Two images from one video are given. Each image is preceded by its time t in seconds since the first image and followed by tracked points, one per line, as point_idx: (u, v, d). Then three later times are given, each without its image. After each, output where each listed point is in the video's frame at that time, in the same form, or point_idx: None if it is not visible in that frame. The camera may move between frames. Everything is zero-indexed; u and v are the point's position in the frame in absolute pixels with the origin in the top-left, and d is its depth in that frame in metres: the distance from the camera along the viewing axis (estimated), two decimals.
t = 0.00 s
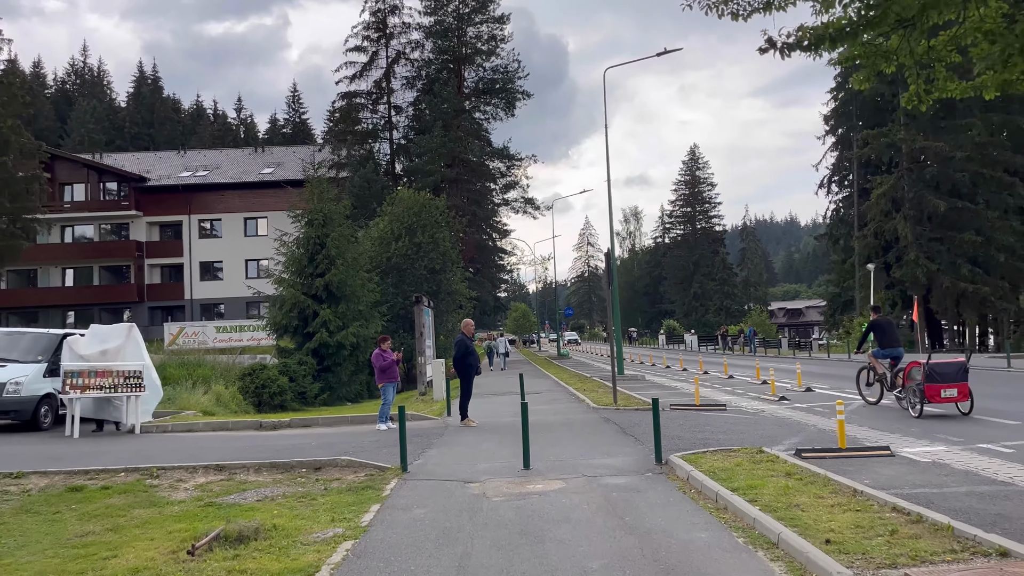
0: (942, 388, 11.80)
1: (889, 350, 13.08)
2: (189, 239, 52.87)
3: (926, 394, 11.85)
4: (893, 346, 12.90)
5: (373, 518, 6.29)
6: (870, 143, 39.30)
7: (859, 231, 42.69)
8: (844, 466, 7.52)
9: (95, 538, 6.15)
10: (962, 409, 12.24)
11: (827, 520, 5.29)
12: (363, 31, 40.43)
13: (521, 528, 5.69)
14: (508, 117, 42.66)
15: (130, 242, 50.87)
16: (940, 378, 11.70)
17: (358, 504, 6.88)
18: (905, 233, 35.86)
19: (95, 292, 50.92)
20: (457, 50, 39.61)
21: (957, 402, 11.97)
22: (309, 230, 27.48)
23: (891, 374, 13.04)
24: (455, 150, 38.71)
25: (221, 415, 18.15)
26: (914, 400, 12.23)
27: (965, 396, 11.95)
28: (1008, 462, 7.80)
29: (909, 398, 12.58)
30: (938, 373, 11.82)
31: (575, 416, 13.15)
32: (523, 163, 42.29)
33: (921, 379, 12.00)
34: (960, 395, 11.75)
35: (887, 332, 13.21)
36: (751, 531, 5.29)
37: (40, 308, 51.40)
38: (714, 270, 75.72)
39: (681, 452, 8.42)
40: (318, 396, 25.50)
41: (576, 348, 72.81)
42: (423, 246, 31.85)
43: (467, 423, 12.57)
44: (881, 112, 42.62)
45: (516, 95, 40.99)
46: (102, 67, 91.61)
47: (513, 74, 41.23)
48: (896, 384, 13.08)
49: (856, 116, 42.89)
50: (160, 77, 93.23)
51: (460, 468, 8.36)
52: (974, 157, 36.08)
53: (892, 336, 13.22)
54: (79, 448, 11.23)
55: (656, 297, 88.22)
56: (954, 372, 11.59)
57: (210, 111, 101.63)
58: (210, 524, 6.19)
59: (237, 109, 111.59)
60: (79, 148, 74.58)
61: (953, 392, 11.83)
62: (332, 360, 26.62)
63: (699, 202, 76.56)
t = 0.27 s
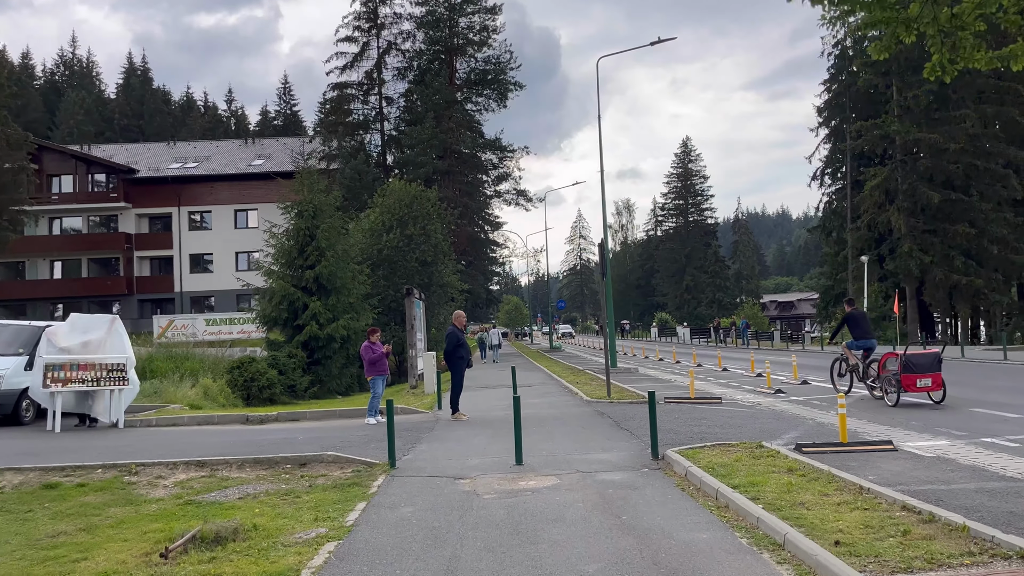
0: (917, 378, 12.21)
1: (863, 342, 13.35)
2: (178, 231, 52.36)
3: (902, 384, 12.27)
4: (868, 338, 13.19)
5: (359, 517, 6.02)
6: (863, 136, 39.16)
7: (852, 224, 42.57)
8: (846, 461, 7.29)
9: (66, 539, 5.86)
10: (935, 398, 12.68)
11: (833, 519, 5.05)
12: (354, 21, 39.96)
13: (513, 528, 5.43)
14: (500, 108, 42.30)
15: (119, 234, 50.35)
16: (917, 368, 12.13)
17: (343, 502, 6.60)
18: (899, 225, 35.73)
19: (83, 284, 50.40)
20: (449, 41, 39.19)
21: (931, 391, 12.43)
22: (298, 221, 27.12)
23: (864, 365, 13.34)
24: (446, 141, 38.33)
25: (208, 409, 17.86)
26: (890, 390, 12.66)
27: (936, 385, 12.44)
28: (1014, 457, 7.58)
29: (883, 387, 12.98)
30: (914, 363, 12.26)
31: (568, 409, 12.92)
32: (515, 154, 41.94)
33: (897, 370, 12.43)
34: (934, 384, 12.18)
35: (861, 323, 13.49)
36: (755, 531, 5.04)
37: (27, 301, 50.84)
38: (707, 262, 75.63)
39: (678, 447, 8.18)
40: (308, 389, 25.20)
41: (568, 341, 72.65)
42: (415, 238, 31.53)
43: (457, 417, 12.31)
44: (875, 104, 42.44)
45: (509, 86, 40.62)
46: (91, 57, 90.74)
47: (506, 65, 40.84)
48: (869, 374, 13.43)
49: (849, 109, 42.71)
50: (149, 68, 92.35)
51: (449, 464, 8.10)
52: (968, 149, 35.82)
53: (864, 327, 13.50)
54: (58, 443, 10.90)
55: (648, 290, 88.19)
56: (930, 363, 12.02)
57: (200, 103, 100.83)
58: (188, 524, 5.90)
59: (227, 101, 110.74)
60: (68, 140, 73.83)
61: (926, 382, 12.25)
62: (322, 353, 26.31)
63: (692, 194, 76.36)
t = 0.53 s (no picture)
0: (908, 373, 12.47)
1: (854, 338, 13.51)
2: (185, 224, 52.21)
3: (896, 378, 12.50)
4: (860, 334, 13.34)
5: (361, 521, 5.74)
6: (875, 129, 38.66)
7: (863, 219, 42.10)
8: (869, 464, 6.99)
9: (54, 542, 5.60)
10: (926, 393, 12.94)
11: (863, 529, 4.76)
12: (362, 13, 39.62)
13: (524, 535, 5.15)
14: (508, 101, 41.93)
15: (125, 226, 50.27)
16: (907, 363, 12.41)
17: (344, 504, 6.33)
18: (911, 220, 35.28)
19: (90, 277, 50.32)
20: (457, 33, 38.84)
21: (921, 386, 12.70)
22: (304, 214, 26.85)
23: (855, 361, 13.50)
24: (454, 134, 38.00)
25: (211, 403, 17.63)
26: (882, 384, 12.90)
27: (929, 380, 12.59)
28: None
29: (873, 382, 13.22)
30: (906, 358, 12.51)
31: (577, 406, 12.66)
32: (523, 148, 41.58)
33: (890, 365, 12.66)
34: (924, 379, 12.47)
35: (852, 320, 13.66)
36: (780, 541, 4.75)
37: (33, 293, 50.81)
38: (715, 257, 75.16)
39: (693, 448, 7.89)
40: (313, 383, 24.99)
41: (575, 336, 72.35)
42: (421, 232, 31.25)
43: (464, 413, 12.02)
44: (887, 97, 41.91)
45: (516, 78, 40.24)
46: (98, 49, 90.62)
47: (514, 57, 40.46)
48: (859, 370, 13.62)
49: (861, 102, 42.18)
50: (157, 60, 92.18)
51: (455, 463, 7.83)
52: (982, 143, 35.42)
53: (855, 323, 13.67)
54: (56, 438, 10.67)
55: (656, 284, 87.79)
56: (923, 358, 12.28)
57: (207, 95, 100.68)
58: (182, 528, 5.64)
59: (235, 94, 110.58)
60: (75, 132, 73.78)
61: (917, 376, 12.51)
62: (328, 347, 26.08)
63: (700, 188, 75.82)
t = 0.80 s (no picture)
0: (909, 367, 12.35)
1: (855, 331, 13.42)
2: (199, 216, 52.21)
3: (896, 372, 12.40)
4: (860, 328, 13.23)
5: (373, 520, 5.47)
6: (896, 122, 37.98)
7: (882, 213, 41.49)
8: (905, 464, 6.68)
9: (53, 539, 5.36)
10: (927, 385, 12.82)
11: (910, 534, 4.46)
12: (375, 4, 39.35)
13: (544, 537, 4.87)
14: (522, 93, 41.60)
15: (140, 218, 50.31)
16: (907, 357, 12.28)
17: (356, 501, 6.08)
18: (932, 213, 34.72)
19: (104, 268, 50.42)
20: (471, 24, 38.51)
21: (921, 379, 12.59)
22: (317, 206, 26.65)
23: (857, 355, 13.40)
24: (468, 126, 37.71)
25: (223, 396, 17.47)
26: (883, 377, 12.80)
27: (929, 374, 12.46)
28: None
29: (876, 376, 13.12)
30: (907, 352, 12.35)
31: (594, 401, 12.38)
32: (537, 140, 41.24)
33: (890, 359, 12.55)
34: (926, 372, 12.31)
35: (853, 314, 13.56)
36: (819, 546, 4.46)
37: (48, 284, 51.00)
38: (730, 252, 74.52)
39: (718, 446, 7.60)
40: (326, 376, 24.83)
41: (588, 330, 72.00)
42: (435, 224, 31.02)
43: (479, 408, 11.74)
44: (907, 89, 41.25)
45: (531, 70, 39.90)
46: (113, 42, 90.81)
47: (528, 48, 40.13)
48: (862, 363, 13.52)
49: (881, 94, 41.54)
50: (171, 53, 92.33)
51: (470, 459, 7.57)
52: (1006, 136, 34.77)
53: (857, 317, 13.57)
54: (65, 430, 10.49)
55: (670, 279, 87.25)
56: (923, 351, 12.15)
57: (221, 88, 100.76)
58: (185, 525, 5.39)
59: (249, 86, 110.71)
60: (90, 125, 73.98)
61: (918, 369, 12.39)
62: (341, 339, 25.93)
63: (715, 182, 75.10)
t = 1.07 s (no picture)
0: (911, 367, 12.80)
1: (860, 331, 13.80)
2: (215, 211, 52.30)
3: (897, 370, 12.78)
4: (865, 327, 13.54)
5: (384, 528, 5.22)
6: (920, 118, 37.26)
7: (905, 210, 40.82)
8: (943, 473, 6.36)
9: (52, 544, 5.14)
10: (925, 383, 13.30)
11: (959, 552, 4.15)
12: None
13: (565, 550, 4.60)
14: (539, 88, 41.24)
15: (157, 213, 50.43)
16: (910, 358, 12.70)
17: (366, 507, 5.82)
18: (956, 211, 34.07)
19: (122, 262, 50.62)
20: (488, 18, 38.18)
21: (920, 378, 13.04)
22: (332, 201, 26.46)
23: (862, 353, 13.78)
24: (484, 121, 37.43)
25: (236, 392, 17.33)
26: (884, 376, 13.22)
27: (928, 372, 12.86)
28: None
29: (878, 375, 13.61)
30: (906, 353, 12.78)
31: (612, 400, 12.10)
32: (554, 136, 40.87)
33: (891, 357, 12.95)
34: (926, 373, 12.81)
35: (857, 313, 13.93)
36: (861, 564, 4.16)
37: (67, 278, 51.29)
38: (748, 249, 73.81)
39: (743, 451, 7.29)
40: (340, 372, 24.69)
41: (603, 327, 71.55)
42: (451, 220, 30.75)
43: (494, 407, 11.48)
44: (931, 84, 40.51)
45: (548, 65, 39.51)
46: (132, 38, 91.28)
47: (545, 43, 39.73)
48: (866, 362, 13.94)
49: (904, 90, 40.82)
50: (189, 49, 92.67)
51: (485, 462, 7.32)
52: None
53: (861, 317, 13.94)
54: (75, 427, 10.33)
55: (686, 276, 86.63)
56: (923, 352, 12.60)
57: (239, 84, 101.04)
58: (188, 532, 5.16)
59: (266, 82, 111.02)
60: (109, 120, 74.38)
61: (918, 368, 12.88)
62: (356, 335, 25.77)
63: (733, 178, 74.35)
